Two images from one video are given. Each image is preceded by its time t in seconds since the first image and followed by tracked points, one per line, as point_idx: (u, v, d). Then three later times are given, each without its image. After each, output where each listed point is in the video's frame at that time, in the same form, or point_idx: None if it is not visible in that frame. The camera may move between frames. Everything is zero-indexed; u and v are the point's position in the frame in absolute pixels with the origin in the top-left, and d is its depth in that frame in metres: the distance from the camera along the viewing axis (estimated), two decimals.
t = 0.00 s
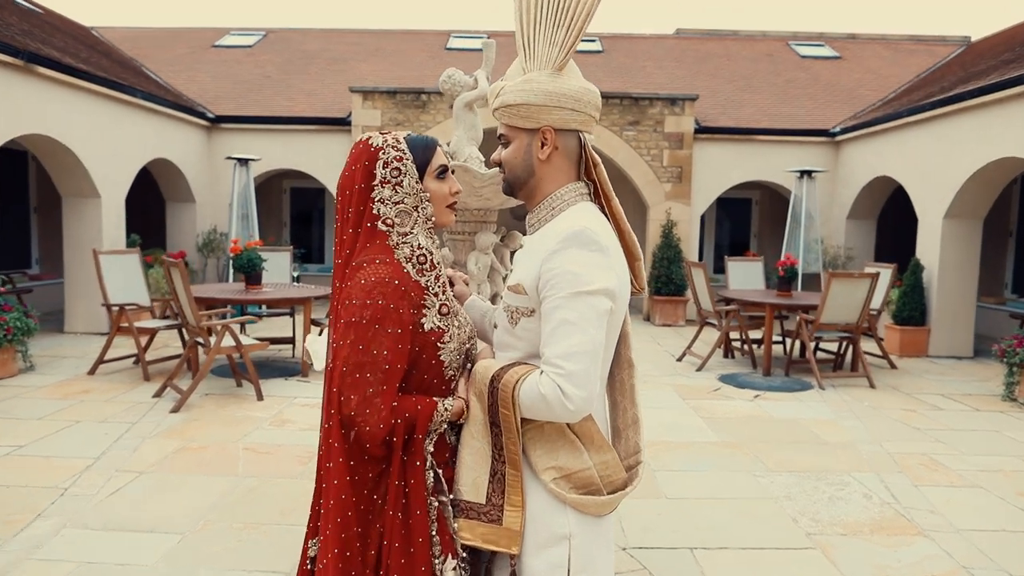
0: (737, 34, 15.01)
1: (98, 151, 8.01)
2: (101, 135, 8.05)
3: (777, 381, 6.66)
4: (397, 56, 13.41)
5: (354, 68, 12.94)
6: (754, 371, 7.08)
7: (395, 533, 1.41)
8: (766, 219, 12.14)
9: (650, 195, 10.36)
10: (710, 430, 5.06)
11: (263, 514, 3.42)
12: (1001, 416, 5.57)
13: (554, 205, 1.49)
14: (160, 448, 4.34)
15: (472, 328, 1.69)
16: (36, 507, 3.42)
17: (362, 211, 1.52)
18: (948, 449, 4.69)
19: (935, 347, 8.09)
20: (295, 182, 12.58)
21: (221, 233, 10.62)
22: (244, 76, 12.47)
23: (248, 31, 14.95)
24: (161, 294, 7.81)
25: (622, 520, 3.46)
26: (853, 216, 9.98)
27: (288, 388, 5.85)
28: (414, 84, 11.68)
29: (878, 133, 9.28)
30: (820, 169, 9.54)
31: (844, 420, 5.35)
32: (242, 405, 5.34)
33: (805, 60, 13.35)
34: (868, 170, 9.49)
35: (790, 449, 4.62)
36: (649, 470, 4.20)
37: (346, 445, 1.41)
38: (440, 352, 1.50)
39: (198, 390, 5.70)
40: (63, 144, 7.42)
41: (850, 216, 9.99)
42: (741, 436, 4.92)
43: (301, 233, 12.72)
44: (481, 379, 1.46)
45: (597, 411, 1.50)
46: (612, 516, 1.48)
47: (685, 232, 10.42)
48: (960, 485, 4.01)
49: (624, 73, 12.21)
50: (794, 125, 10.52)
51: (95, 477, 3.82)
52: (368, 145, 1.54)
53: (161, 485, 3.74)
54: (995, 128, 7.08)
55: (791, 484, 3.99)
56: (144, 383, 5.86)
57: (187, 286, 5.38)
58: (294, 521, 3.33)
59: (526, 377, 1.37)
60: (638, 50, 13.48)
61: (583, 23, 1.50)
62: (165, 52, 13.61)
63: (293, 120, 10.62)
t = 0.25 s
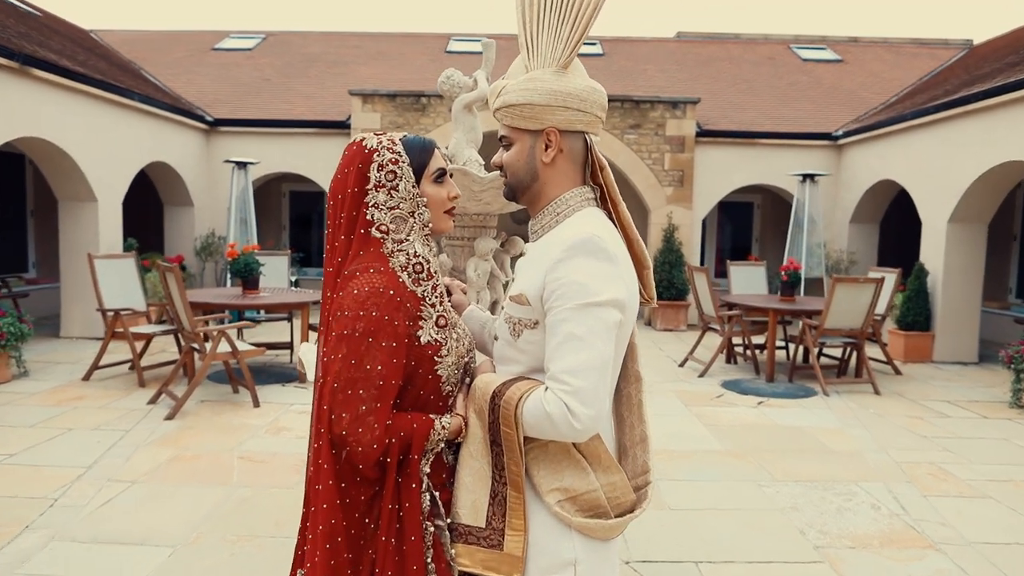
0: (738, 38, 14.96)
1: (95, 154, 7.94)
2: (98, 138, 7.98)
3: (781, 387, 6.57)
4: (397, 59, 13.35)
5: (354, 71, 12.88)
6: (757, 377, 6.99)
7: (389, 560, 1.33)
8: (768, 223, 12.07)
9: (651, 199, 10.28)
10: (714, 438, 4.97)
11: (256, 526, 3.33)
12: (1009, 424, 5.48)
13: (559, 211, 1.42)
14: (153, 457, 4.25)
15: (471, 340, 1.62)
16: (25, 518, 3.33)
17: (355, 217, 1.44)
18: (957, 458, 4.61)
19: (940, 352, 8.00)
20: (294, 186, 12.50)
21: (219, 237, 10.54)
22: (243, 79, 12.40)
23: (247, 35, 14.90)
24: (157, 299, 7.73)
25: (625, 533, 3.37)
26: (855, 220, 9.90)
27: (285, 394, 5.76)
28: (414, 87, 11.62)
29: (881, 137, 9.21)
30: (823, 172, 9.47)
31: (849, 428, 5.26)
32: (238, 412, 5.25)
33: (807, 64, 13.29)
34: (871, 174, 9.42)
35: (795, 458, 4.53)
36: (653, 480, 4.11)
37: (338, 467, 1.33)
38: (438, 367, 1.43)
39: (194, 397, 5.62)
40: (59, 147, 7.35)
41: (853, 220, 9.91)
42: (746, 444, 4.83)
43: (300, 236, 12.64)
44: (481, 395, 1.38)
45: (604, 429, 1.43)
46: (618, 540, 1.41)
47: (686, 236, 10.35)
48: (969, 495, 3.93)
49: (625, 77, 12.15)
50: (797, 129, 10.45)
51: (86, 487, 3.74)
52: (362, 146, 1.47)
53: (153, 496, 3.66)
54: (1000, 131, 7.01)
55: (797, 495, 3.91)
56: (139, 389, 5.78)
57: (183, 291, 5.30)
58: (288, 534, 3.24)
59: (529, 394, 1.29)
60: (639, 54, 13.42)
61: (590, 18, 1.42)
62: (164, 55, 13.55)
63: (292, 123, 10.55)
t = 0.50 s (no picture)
0: (739, 41, 14.90)
1: (92, 158, 7.87)
2: (95, 142, 7.91)
3: (784, 394, 6.48)
4: (397, 63, 13.29)
5: (353, 75, 12.82)
6: (760, 383, 6.91)
7: None
8: (770, 227, 12.01)
9: (652, 203, 10.20)
10: (718, 446, 4.89)
11: (250, 539, 3.25)
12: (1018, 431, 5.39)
13: (564, 218, 1.34)
14: (147, 466, 4.17)
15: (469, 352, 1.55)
16: (12, 530, 3.25)
17: (347, 224, 1.37)
18: (965, 466, 4.52)
19: (945, 358, 7.92)
20: (293, 190, 12.43)
21: (217, 242, 10.47)
22: (242, 83, 12.34)
23: (247, 38, 14.85)
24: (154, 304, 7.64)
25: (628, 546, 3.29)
26: (858, 224, 9.83)
27: (283, 401, 5.68)
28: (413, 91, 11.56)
29: (884, 140, 9.14)
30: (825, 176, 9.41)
31: (855, 435, 5.18)
32: (235, 419, 5.17)
33: (809, 67, 13.23)
34: (874, 178, 9.35)
35: (800, 467, 4.45)
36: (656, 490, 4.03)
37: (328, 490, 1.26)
38: (433, 384, 1.36)
39: (189, 404, 5.53)
40: (55, 151, 7.28)
41: (855, 224, 9.84)
42: (749, 452, 4.75)
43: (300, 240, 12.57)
44: (481, 413, 1.31)
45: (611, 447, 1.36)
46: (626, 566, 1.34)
47: (688, 240, 10.27)
48: (981, 506, 3.85)
49: (625, 80, 12.09)
50: (799, 132, 10.39)
51: (76, 497, 3.66)
52: (355, 148, 1.39)
53: (146, 506, 3.58)
54: (1003, 134, 6.95)
55: (804, 505, 3.83)
56: (135, 396, 5.69)
57: (178, 296, 5.22)
58: (283, 547, 3.16)
59: (531, 413, 1.23)
60: (640, 57, 13.37)
61: (596, 12, 1.34)
62: (163, 59, 13.50)
63: (291, 126, 10.48)
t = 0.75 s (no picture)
0: (740, 44, 14.86)
1: (89, 162, 7.81)
2: (91, 145, 7.84)
3: (788, 400, 6.40)
4: (397, 66, 13.24)
5: (353, 79, 12.77)
6: (764, 389, 6.83)
7: None
8: (771, 231, 11.95)
9: (654, 207, 10.13)
10: (722, 454, 4.81)
11: (244, 551, 3.16)
12: None
13: (567, 224, 1.27)
14: (140, 475, 4.09)
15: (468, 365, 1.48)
16: None
17: (338, 230, 1.30)
18: (974, 475, 4.44)
19: (950, 363, 7.84)
20: (292, 194, 12.37)
21: (215, 246, 10.40)
22: (241, 86, 12.29)
23: (246, 42, 14.80)
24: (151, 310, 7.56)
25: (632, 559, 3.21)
26: (861, 228, 9.76)
27: (280, 408, 5.60)
28: (413, 94, 11.51)
29: (887, 143, 9.07)
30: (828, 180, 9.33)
31: (862, 443, 5.10)
32: (231, 427, 5.09)
33: (810, 70, 13.18)
34: (877, 181, 9.28)
35: (807, 476, 4.37)
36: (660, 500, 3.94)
37: (317, 514, 1.19)
38: (429, 400, 1.29)
39: (185, 411, 5.45)
40: (51, 155, 7.20)
41: (858, 228, 9.76)
42: (754, 461, 4.67)
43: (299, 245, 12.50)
44: (481, 432, 1.24)
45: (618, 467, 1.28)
46: None
47: (690, 244, 10.20)
48: (992, 517, 3.76)
49: (626, 84, 12.04)
50: (801, 136, 10.32)
51: (67, 508, 3.58)
52: (347, 150, 1.32)
53: (138, 518, 3.50)
54: (1008, 138, 6.88)
55: (811, 516, 3.74)
56: (130, 403, 5.61)
57: (174, 302, 5.14)
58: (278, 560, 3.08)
59: (532, 432, 1.16)
60: (641, 61, 13.32)
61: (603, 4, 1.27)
62: (162, 63, 13.45)
63: (290, 130, 10.42)
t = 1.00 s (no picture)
0: (742, 47, 14.80)
1: (86, 165, 7.74)
2: (88, 149, 7.77)
3: (792, 406, 6.32)
4: (397, 69, 13.19)
5: (353, 82, 12.71)
6: (767, 394, 6.75)
7: None
8: (773, 235, 11.89)
9: (656, 210, 10.06)
10: (727, 462, 4.72)
11: (236, 562, 3.08)
12: None
13: (572, 228, 1.20)
14: (134, 483, 4.01)
15: (466, 377, 1.41)
16: None
17: (328, 234, 1.23)
18: (983, 483, 4.36)
19: (955, 368, 7.75)
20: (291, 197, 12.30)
21: (214, 250, 10.33)
22: (241, 90, 12.24)
23: (246, 45, 14.76)
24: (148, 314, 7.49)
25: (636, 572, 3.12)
26: (864, 232, 9.68)
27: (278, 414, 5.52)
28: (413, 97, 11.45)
29: (891, 146, 8.99)
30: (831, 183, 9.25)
31: (868, 450, 5.01)
32: (227, 433, 5.01)
33: (812, 73, 13.11)
34: (881, 185, 9.20)
35: (813, 484, 4.28)
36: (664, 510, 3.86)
37: (304, 538, 1.12)
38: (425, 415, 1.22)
39: (181, 417, 5.38)
40: (47, 158, 7.13)
41: (861, 232, 9.68)
42: (759, 468, 4.58)
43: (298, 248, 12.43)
44: (480, 449, 1.17)
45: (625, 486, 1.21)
46: None
47: (692, 248, 10.12)
48: (1005, 528, 3.67)
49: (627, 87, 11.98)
50: (803, 139, 10.25)
51: (58, 517, 3.50)
52: (338, 149, 1.25)
53: (129, 528, 3.41)
54: (1014, 140, 6.80)
55: (818, 526, 3.66)
56: (125, 409, 5.53)
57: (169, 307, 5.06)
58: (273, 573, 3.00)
59: (534, 451, 1.08)
60: (642, 64, 13.27)
61: None
62: (162, 66, 13.40)
63: (289, 133, 10.35)
